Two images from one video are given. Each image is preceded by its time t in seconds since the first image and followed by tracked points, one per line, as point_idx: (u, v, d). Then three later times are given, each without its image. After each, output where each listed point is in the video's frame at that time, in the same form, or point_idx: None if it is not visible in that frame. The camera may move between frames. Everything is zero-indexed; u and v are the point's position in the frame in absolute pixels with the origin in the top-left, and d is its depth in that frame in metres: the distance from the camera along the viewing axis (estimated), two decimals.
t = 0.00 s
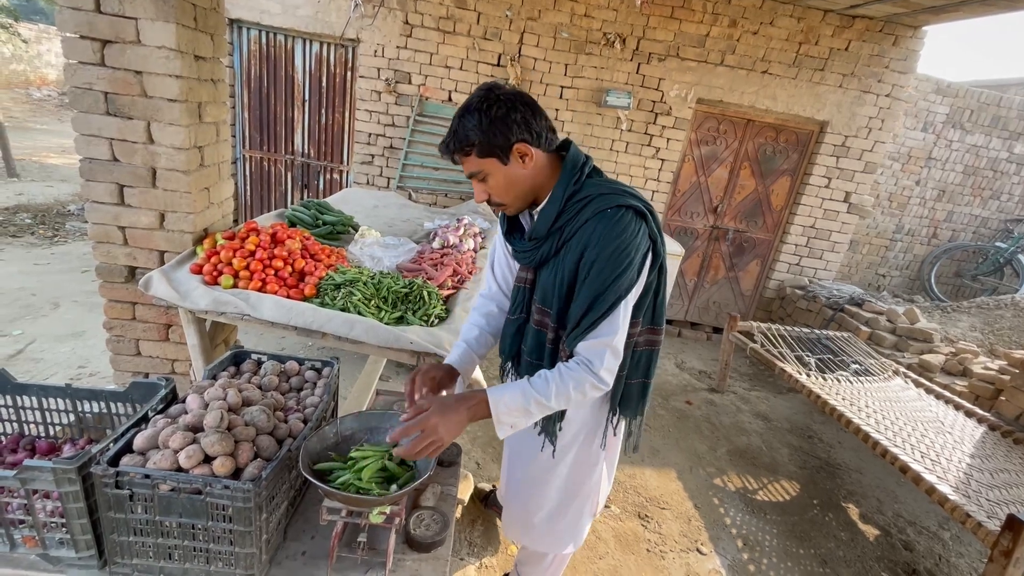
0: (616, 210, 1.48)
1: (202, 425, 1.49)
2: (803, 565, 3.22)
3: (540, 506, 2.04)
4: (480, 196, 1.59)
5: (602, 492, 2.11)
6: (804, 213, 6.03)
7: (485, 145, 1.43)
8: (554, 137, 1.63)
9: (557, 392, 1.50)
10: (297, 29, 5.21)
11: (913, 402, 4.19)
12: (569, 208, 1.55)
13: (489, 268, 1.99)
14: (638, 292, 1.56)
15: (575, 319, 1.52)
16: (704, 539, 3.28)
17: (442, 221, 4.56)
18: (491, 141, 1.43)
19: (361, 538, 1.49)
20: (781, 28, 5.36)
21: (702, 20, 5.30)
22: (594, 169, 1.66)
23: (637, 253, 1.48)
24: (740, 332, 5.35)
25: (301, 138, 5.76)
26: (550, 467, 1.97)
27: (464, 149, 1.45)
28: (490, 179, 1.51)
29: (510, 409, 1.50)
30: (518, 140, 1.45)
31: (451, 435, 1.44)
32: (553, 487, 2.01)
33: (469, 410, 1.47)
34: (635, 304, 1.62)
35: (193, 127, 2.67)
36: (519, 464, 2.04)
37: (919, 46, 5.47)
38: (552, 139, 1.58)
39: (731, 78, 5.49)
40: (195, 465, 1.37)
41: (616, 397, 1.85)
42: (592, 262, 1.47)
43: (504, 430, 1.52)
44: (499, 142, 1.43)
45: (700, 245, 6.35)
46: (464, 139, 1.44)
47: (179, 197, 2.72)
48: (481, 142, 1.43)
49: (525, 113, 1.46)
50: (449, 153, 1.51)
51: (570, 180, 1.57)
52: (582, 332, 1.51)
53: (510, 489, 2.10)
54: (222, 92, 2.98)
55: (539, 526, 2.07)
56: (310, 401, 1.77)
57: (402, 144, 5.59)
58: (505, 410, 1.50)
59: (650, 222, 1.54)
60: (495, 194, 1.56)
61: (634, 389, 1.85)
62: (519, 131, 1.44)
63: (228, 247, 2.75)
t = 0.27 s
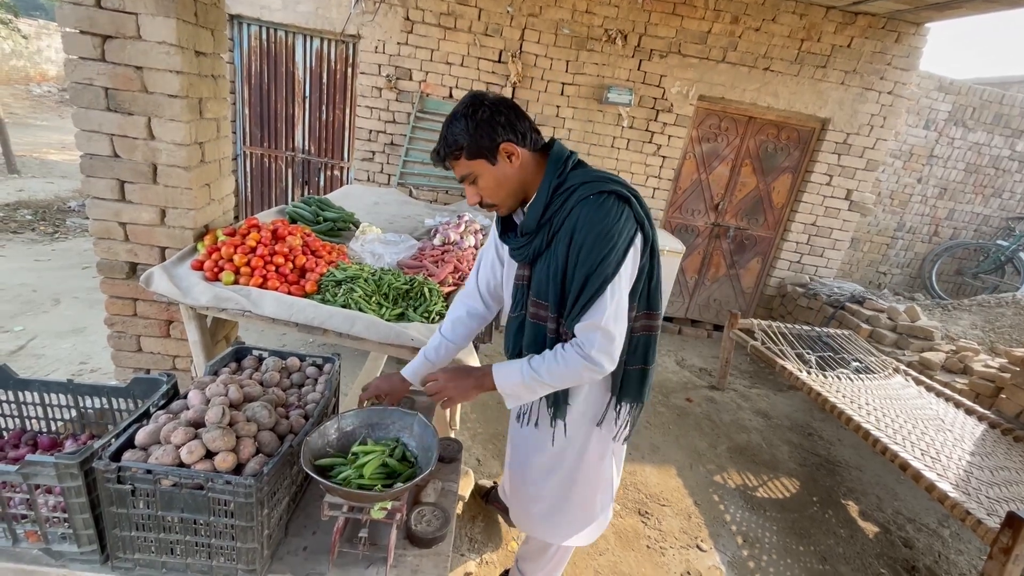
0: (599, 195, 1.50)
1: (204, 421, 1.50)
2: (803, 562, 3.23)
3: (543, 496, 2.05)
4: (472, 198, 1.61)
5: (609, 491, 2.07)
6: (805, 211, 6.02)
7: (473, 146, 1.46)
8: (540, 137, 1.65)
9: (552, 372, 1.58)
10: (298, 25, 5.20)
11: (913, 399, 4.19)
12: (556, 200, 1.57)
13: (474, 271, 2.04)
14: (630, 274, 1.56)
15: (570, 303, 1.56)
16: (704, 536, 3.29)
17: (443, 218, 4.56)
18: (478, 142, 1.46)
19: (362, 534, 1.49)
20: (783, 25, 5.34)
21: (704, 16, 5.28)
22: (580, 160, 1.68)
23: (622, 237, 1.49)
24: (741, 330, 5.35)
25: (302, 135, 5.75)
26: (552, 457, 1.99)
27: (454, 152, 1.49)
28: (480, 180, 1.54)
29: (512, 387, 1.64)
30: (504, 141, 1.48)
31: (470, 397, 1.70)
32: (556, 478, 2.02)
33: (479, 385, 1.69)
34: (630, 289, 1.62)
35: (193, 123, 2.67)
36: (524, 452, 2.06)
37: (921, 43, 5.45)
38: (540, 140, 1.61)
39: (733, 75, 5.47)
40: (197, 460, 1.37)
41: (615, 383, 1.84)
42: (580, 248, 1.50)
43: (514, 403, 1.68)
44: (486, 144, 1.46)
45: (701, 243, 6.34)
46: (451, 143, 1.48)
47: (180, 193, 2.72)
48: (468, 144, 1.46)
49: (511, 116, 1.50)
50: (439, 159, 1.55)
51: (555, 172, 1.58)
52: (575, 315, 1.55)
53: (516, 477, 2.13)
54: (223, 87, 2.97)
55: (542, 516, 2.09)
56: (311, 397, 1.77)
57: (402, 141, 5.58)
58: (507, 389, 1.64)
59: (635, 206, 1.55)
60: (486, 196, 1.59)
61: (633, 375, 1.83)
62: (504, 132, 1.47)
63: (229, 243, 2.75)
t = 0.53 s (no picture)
0: (611, 176, 1.54)
1: (203, 418, 1.50)
2: (802, 559, 3.23)
3: (543, 497, 2.04)
4: (480, 174, 1.60)
5: (601, 480, 2.14)
6: (805, 209, 6.02)
7: (486, 118, 1.49)
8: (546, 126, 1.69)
9: (595, 359, 1.58)
10: (297, 22, 5.18)
11: (912, 397, 4.20)
12: (565, 182, 1.58)
13: (468, 267, 2.03)
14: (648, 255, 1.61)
15: (599, 285, 1.58)
16: (703, 533, 3.29)
17: (443, 215, 4.56)
18: (491, 115, 1.49)
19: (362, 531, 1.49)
20: (783, 22, 5.33)
21: (704, 13, 5.27)
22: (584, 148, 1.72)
23: (636, 216, 1.53)
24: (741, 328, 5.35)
25: (301, 132, 5.74)
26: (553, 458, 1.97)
27: (467, 122, 1.51)
28: (489, 153, 1.54)
29: (559, 383, 1.64)
30: (517, 115, 1.51)
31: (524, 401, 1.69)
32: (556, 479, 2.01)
33: (527, 389, 1.68)
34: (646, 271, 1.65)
35: (193, 120, 2.67)
36: (522, 454, 2.03)
37: (922, 41, 5.44)
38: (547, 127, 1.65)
39: (733, 73, 5.46)
40: (197, 457, 1.37)
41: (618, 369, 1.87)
42: (598, 228, 1.53)
43: (565, 399, 1.68)
44: (500, 115, 1.49)
45: (701, 241, 6.34)
46: (465, 114, 1.50)
47: (179, 190, 2.72)
48: (482, 114, 1.48)
49: (521, 96, 1.55)
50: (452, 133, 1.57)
51: (563, 155, 1.61)
52: (606, 296, 1.57)
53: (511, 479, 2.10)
54: (222, 84, 2.97)
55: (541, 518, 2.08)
56: (311, 394, 1.77)
57: (402, 138, 5.57)
58: (555, 385, 1.64)
59: (643, 188, 1.60)
60: (494, 171, 1.58)
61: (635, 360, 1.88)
62: (516, 109, 1.51)
63: (229, 240, 2.74)
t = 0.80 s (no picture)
0: (621, 177, 1.54)
1: (201, 417, 1.49)
2: (801, 557, 3.23)
3: (546, 499, 2.05)
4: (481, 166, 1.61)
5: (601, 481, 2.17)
6: (804, 207, 6.01)
7: (488, 113, 1.50)
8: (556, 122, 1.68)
9: (610, 361, 1.56)
10: (296, 20, 5.17)
11: (911, 395, 4.20)
12: (573, 181, 1.58)
13: (475, 260, 2.06)
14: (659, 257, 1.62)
15: (610, 286, 1.58)
16: (702, 531, 3.30)
17: (442, 214, 4.55)
18: (493, 110, 1.49)
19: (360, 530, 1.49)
20: (783, 20, 5.32)
21: (704, 11, 5.26)
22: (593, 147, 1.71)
23: (648, 217, 1.53)
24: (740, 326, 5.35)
25: (300, 130, 5.73)
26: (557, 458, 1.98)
27: (471, 114, 1.52)
28: (490, 146, 1.55)
29: (571, 390, 1.58)
30: (518, 110, 1.51)
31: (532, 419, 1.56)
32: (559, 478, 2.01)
33: (536, 402, 1.57)
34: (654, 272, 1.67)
35: (190, 118, 2.66)
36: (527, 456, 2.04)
37: (922, 38, 5.43)
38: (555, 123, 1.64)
39: (732, 71, 5.45)
40: (195, 456, 1.37)
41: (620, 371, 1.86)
42: (609, 229, 1.52)
43: (575, 408, 1.61)
44: (502, 110, 1.49)
45: (700, 239, 6.34)
46: (469, 106, 1.52)
47: (178, 188, 2.71)
48: (485, 108, 1.49)
49: (529, 90, 1.53)
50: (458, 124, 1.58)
51: (572, 153, 1.60)
52: (619, 297, 1.57)
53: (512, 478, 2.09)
54: (220, 82, 2.96)
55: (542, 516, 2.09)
56: (309, 393, 1.77)
57: (401, 137, 5.56)
58: (567, 393, 1.58)
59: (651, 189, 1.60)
60: (494, 165, 1.59)
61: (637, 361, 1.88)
62: (520, 104, 1.51)
63: (227, 239, 2.74)
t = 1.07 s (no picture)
0: (596, 176, 1.55)
1: (196, 419, 1.48)
2: (800, 557, 3.23)
3: (522, 492, 2.02)
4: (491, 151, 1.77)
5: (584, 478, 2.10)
6: (803, 207, 6.01)
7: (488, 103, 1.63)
8: (567, 113, 1.68)
9: (540, 351, 1.58)
10: (294, 19, 5.15)
11: (911, 395, 4.19)
12: (557, 171, 1.62)
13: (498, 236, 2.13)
14: (617, 263, 1.58)
15: (556, 278, 1.59)
16: (701, 532, 3.29)
17: (440, 214, 4.54)
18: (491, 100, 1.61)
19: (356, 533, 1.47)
20: (782, 19, 5.32)
21: (702, 10, 5.25)
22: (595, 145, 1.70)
23: (612, 219, 1.52)
24: (739, 326, 5.34)
25: (298, 130, 5.72)
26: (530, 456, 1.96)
27: (481, 103, 1.67)
28: (493, 133, 1.69)
29: (502, 370, 1.63)
30: (514, 103, 1.58)
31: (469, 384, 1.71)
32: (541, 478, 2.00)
33: (474, 371, 1.70)
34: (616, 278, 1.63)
35: (187, 118, 2.64)
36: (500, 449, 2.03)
37: (921, 38, 5.42)
38: (561, 113, 1.65)
39: (731, 70, 5.44)
40: (189, 459, 1.36)
41: (597, 378, 1.81)
42: (569, 223, 1.54)
43: (507, 387, 1.67)
44: (500, 102, 1.60)
45: (699, 239, 6.33)
46: (480, 95, 1.66)
47: (174, 188, 2.70)
48: (489, 99, 1.62)
49: (529, 83, 1.57)
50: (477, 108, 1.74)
51: (563, 146, 1.63)
52: (562, 292, 1.57)
53: (495, 482, 2.11)
54: (217, 82, 2.95)
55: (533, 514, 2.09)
56: (306, 395, 1.76)
57: (400, 136, 5.55)
58: (500, 372, 1.64)
59: (628, 194, 1.58)
60: (498, 151, 1.72)
61: (614, 370, 1.84)
62: (515, 96, 1.58)
63: (224, 239, 2.73)
